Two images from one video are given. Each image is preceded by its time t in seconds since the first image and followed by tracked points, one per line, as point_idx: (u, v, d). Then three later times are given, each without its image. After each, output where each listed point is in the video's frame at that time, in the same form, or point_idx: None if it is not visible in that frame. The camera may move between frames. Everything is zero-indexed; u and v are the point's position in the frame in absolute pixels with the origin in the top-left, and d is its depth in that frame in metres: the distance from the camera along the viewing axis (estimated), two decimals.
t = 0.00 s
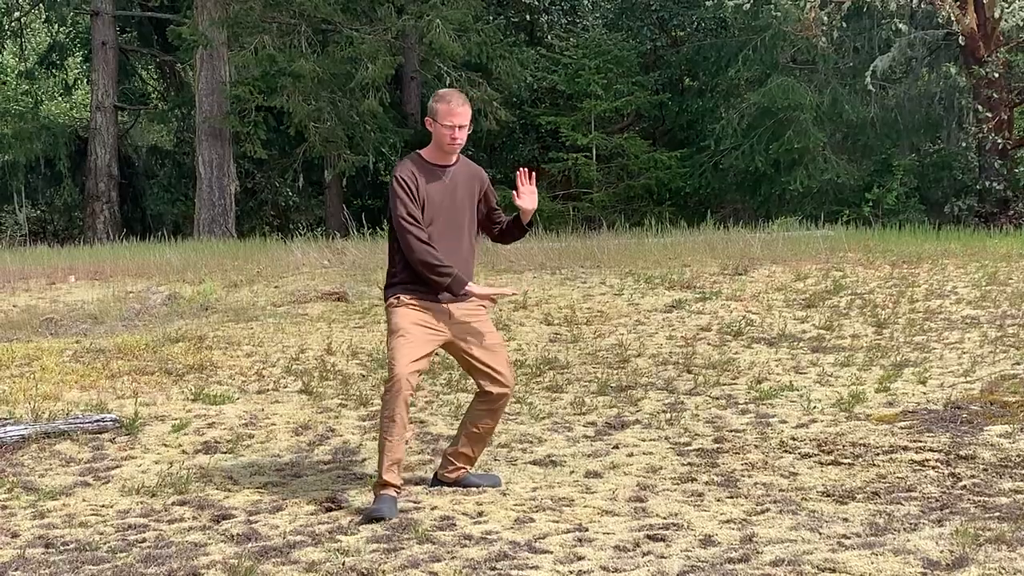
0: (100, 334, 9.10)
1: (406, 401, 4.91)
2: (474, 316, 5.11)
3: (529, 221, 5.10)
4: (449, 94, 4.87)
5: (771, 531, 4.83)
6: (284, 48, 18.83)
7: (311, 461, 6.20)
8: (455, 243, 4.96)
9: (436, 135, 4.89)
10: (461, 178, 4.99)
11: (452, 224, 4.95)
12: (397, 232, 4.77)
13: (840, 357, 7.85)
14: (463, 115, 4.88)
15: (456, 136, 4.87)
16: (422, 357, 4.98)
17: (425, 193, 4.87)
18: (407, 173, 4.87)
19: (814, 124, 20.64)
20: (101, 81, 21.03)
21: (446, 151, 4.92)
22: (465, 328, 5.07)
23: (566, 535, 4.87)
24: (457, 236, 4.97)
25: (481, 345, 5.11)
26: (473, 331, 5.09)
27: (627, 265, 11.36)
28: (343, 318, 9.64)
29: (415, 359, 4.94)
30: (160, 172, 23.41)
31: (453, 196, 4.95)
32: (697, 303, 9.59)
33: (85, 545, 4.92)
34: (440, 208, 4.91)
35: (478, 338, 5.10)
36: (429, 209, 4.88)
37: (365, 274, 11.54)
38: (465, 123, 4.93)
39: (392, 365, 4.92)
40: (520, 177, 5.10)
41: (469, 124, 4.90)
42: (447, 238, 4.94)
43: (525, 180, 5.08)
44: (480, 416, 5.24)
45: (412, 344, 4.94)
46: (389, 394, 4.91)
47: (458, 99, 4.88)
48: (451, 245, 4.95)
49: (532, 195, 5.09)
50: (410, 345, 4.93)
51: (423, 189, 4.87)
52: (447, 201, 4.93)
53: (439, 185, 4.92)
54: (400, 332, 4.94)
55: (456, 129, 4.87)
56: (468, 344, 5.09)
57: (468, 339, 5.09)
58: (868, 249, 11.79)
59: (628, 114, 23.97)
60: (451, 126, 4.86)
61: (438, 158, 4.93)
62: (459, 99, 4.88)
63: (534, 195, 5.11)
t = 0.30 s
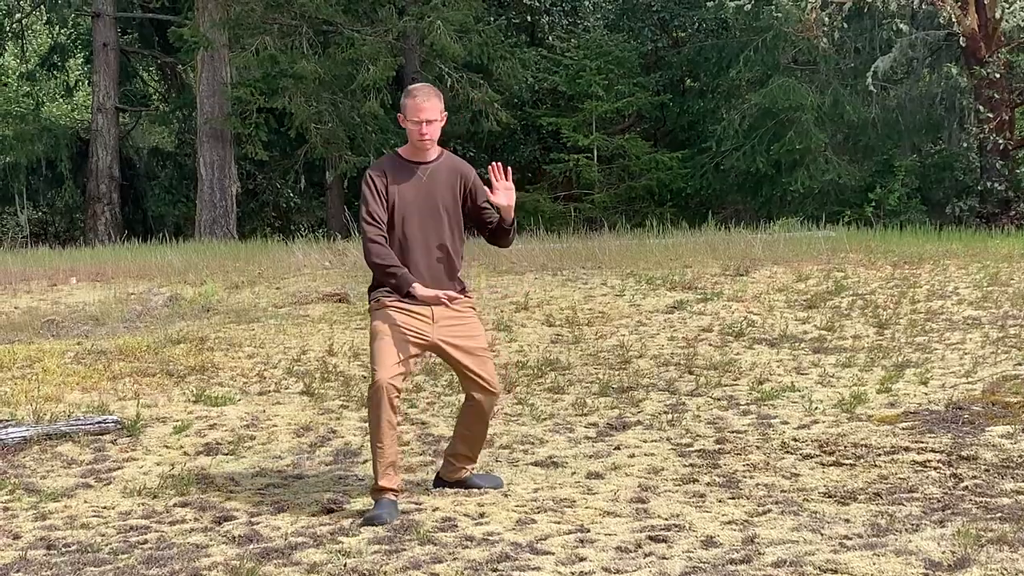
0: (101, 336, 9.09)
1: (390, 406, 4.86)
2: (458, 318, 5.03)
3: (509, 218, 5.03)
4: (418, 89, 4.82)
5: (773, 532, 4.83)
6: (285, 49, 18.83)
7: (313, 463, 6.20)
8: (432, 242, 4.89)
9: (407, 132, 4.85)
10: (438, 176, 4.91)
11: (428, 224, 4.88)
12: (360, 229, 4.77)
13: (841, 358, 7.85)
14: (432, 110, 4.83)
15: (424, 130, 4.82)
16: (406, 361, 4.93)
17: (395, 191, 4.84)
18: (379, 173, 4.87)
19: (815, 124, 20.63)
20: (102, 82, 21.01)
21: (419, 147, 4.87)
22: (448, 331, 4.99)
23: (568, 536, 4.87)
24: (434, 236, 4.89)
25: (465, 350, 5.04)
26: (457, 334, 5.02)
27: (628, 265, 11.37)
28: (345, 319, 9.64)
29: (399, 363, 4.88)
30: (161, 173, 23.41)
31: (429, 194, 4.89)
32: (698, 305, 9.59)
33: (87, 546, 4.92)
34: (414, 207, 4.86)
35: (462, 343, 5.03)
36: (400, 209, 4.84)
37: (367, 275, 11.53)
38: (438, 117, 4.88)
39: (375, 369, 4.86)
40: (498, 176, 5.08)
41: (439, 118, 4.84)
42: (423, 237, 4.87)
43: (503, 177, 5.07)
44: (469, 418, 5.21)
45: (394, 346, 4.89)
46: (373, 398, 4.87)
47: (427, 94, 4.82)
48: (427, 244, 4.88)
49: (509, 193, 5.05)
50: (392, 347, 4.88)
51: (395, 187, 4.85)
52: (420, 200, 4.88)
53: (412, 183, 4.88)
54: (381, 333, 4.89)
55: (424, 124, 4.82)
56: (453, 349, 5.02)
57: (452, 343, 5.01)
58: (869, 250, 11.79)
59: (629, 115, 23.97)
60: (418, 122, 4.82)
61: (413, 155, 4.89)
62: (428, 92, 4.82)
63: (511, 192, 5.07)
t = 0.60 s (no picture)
0: (104, 336, 9.09)
1: (381, 414, 4.69)
2: (441, 319, 4.89)
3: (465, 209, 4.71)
4: (385, 80, 4.72)
5: (777, 532, 4.83)
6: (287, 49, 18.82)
7: (317, 463, 6.20)
8: (406, 238, 4.77)
9: (378, 123, 4.76)
10: (411, 168, 4.78)
11: (401, 219, 4.76)
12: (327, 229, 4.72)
13: (845, 358, 7.84)
14: (401, 99, 4.70)
15: (392, 121, 4.72)
16: (392, 366, 4.79)
17: (365, 187, 4.74)
18: (351, 168, 4.79)
19: (818, 124, 20.62)
20: (105, 83, 21.02)
21: (390, 139, 4.76)
22: (429, 332, 4.86)
23: (570, 536, 4.86)
24: (408, 230, 4.76)
25: (449, 353, 4.91)
26: (441, 337, 4.89)
27: (631, 265, 11.37)
28: (349, 319, 9.65)
29: (385, 370, 4.74)
30: (164, 174, 23.42)
31: (402, 188, 4.76)
32: (701, 304, 9.58)
33: (90, 546, 4.92)
34: (385, 202, 4.76)
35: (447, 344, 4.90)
36: (371, 205, 4.75)
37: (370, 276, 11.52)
38: (410, 107, 4.75)
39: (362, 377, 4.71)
40: (450, 160, 4.77)
41: (407, 107, 4.71)
42: (395, 233, 4.75)
43: (452, 164, 4.75)
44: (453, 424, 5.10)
45: (379, 351, 4.75)
46: (361, 406, 4.72)
47: (395, 83, 4.72)
48: (401, 240, 4.76)
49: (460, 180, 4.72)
50: (378, 353, 4.74)
51: (366, 182, 4.75)
52: (393, 194, 4.76)
53: (385, 178, 4.77)
54: (365, 340, 4.75)
55: (392, 116, 4.71)
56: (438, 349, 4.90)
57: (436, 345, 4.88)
58: (871, 249, 11.79)
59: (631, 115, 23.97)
60: (386, 112, 4.71)
61: (386, 148, 4.79)
62: (396, 82, 4.72)
63: (462, 179, 4.74)
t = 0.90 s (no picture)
0: (111, 335, 9.11)
1: (380, 419, 4.74)
2: (429, 315, 4.78)
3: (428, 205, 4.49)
4: (376, 72, 4.64)
5: (782, 531, 4.83)
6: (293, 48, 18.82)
7: (323, 462, 6.20)
8: (393, 233, 4.68)
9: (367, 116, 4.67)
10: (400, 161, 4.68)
11: (388, 214, 4.69)
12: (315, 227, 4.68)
13: (851, 356, 7.84)
14: (391, 91, 4.63)
15: (383, 114, 4.63)
16: (387, 368, 4.79)
17: (354, 182, 4.67)
18: (340, 162, 4.71)
19: (824, 122, 20.59)
20: (111, 82, 21.04)
21: (380, 132, 4.68)
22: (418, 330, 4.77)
23: (576, 535, 4.87)
24: (396, 225, 4.68)
25: (436, 343, 4.77)
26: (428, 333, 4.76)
27: (637, 264, 11.36)
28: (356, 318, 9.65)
29: (378, 372, 4.74)
30: (170, 173, 23.45)
31: (391, 183, 4.68)
32: (707, 303, 9.56)
33: (97, 545, 4.93)
34: (374, 196, 4.68)
35: (433, 340, 4.76)
36: (360, 199, 4.67)
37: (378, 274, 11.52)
38: (400, 100, 4.67)
39: (358, 383, 4.74)
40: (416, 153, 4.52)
41: (399, 100, 4.64)
42: (384, 228, 4.68)
43: (412, 157, 4.49)
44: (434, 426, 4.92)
45: (371, 354, 4.74)
46: (359, 414, 4.76)
47: (386, 75, 4.64)
48: (389, 235, 4.69)
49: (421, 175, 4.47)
50: (369, 355, 4.75)
51: (355, 176, 4.68)
52: (382, 189, 4.68)
53: (374, 171, 4.68)
54: (356, 343, 4.74)
55: (384, 108, 4.62)
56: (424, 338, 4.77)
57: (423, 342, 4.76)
58: (877, 248, 11.76)
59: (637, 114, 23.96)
60: (376, 105, 4.63)
61: (375, 141, 4.69)
62: (388, 76, 4.65)
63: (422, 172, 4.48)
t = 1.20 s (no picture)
0: (121, 334, 9.13)
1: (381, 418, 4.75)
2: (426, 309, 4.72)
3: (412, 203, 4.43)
4: (378, 69, 4.61)
5: (791, 529, 4.83)
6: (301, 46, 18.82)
7: (331, 460, 6.22)
8: (392, 231, 4.67)
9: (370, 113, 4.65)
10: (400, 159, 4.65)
11: (388, 211, 4.68)
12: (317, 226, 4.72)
13: (860, 354, 7.82)
14: (392, 89, 4.58)
15: (382, 112, 4.59)
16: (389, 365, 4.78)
17: (355, 181, 4.67)
18: (343, 160, 4.71)
19: (833, 120, 20.56)
20: (120, 80, 21.06)
21: (382, 129, 4.65)
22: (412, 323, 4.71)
23: (584, 533, 4.87)
24: (393, 224, 4.67)
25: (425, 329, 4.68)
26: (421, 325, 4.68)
27: (645, 262, 11.35)
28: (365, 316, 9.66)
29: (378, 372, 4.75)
30: (179, 171, 23.49)
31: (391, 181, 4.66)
32: (715, 301, 9.56)
33: (106, 543, 4.94)
34: (374, 195, 4.68)
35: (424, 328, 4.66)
36: (361, 198, 4.67)
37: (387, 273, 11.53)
38: (402, 97, 4.63)
39: (360, 384, 4.76)
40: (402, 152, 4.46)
41: (398, 98, 4.58)
42: (382, 226, 4.67)
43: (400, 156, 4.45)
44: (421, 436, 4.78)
45: (371, 353, 4.74)
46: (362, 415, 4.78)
47: (387, 72, 4.60)
48: (387, 233, 4.67)
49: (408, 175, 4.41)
50: (370, 356, 4.74)
51: (357, 174, 4.68)
52: (382, 187, 4.67)
53: (376, 169, 4.67)
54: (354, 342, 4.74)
55: (383, 106, 4.59)
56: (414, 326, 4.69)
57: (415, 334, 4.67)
58: (885, 245, 11.75)
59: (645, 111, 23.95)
60: (378, 102, 4.59)
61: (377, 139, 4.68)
62: (389, 72, 4.60)
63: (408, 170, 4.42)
